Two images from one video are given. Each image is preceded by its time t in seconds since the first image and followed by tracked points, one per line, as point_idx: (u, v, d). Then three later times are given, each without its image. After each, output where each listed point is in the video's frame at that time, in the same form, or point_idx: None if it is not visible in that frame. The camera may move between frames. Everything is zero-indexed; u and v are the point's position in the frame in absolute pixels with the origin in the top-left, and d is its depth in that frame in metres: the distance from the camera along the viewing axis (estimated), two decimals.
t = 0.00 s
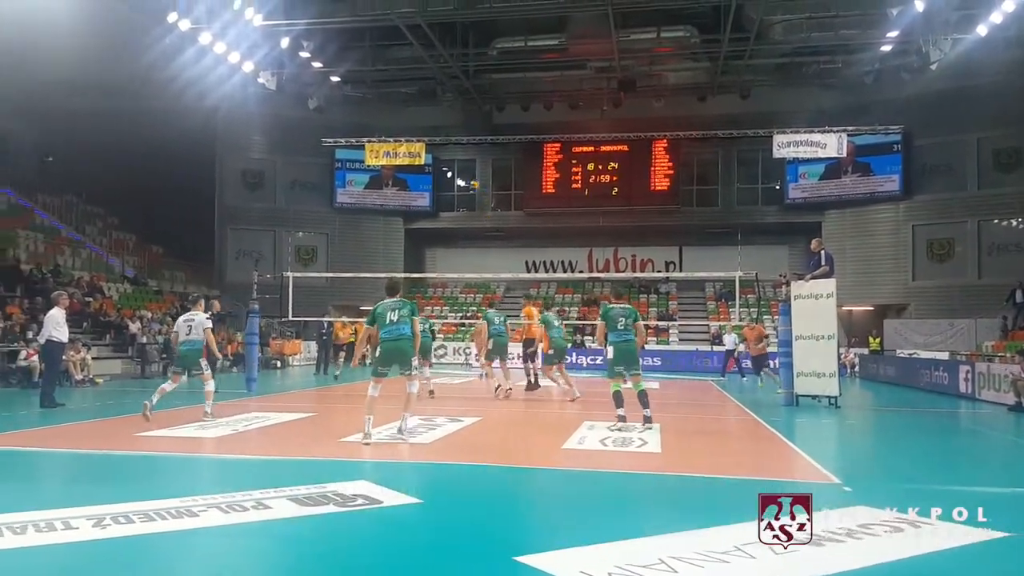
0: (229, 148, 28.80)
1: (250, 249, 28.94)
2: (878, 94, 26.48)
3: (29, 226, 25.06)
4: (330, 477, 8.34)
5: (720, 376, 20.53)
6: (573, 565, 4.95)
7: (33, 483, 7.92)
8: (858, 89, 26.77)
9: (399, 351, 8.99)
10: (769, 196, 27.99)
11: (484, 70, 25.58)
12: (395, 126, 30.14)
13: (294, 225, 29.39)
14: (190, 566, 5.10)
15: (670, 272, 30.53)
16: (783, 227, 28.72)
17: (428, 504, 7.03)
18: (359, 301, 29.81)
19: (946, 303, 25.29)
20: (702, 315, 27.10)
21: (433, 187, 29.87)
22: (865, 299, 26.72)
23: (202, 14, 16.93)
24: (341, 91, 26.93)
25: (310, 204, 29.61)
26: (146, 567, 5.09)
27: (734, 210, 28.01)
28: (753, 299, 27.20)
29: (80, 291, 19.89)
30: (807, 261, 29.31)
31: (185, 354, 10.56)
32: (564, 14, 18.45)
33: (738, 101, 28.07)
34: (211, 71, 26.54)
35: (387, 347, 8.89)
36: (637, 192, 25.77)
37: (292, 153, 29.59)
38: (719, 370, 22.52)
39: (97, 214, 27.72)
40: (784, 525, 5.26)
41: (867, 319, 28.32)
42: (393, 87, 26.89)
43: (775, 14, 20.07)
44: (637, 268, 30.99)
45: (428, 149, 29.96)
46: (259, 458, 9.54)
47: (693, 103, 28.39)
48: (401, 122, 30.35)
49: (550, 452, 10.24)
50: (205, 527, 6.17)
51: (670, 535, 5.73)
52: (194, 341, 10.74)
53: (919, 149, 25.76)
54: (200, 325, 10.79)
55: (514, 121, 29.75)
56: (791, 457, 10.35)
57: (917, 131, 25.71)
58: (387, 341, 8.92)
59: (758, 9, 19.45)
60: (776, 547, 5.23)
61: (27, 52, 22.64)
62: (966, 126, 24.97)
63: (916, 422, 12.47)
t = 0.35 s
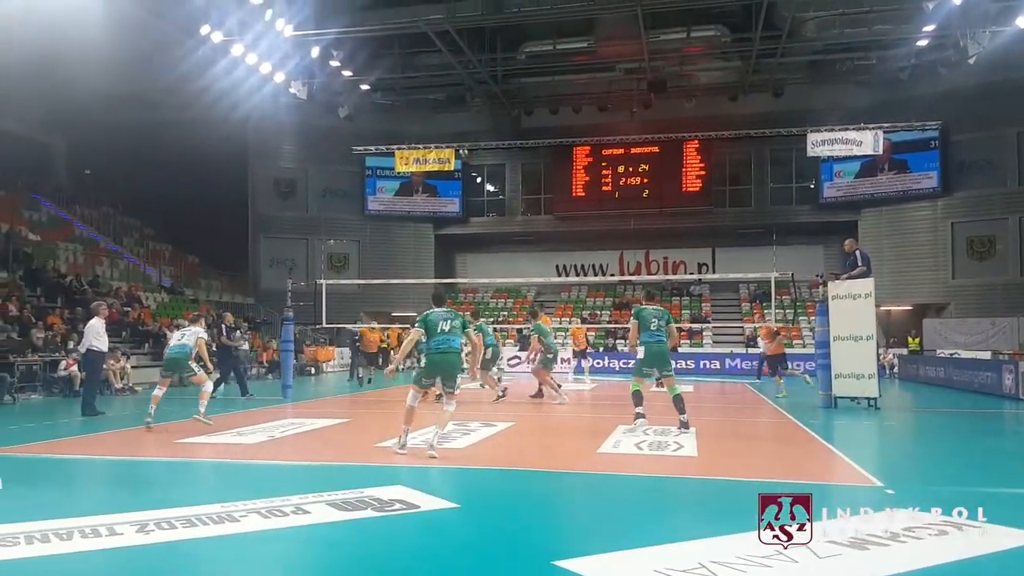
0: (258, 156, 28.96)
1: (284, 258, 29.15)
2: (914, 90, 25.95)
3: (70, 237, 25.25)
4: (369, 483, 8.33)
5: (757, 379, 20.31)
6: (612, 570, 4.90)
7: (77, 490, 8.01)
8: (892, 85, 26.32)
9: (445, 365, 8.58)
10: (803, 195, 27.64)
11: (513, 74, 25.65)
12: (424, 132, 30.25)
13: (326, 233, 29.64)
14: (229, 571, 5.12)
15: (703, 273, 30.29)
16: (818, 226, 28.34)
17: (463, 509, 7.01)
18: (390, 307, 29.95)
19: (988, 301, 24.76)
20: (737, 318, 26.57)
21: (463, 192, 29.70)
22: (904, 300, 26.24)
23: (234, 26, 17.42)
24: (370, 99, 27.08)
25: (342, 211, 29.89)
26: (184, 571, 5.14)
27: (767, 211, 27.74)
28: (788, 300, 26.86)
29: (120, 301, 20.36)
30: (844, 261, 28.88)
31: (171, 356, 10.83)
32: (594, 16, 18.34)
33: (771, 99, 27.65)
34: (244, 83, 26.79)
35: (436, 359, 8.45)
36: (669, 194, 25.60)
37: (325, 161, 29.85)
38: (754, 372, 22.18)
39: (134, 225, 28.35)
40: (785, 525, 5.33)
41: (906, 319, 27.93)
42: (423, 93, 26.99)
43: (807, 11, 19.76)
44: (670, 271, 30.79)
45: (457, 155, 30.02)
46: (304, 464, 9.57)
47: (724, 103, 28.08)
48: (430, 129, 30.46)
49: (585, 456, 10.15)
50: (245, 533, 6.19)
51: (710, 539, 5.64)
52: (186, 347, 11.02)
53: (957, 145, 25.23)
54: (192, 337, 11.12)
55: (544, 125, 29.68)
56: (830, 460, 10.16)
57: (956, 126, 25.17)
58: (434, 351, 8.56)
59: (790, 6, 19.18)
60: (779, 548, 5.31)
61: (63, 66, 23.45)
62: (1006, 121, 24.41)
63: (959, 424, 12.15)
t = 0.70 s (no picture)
0: (291, 161, 29.30)
1: (314, 261, 29.37)
2: (947, 92, 25.67)
3: (104, 241, 25.48)
4: (397, 485, 8.34)
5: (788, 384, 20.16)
6: None
7: (107, 491, 8.01)
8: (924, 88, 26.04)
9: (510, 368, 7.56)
10: (835, 199, 27.37)
11: (542, 78, 25.80)
12: (452, 137, 30.35)
13: (355, 236, 29.75)
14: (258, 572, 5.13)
15: (733, 277, 30.09)
16: (850, 231, 28.04)
17: (489, 512, 7.02)
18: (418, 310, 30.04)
19: None
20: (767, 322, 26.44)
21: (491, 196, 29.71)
22: (938, 304, 26.02)
23: (267, 31, 17.64)
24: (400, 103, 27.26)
25: (372, 215, 30.01)
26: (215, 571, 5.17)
27: (798, 215, 27.49)
28: (820, 305, 26.57)
29: (152, 303, 20.47)
30: (876, 266, 28.53)
31: (175, 382, 10.80)
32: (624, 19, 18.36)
33: (802, 102, 27.45)
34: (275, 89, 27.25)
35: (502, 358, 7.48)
36: (699, 196, 25.46)
37: (355, 165, 29.97)
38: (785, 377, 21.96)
39: (166, 229, 28.60)
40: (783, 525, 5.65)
41: (940, 324, 27.51)
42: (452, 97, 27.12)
43: (840, 13, 19.60)
44: (698, 275, 30.64)
45: (485, 159, 30.09)
46: (335, 466, 9.62)
47: (755, 106, 27.87)
48: (458, 133, 30.55)
49: (615, 461, 10.13)
50: (272, 535, 6.19)
51: (737, 547, 5.58)
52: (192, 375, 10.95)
53: (991, 149, 24.88)
54: (199, 368, 11.05)
55: (572, 129, 29.70)
56: (858, 467, 10.04)
57: (991, 129, 24.82)
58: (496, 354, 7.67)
59: (823, 8, 19.03)
60: (776, 545, 5.58)
61: (98, 71, 24.10)
62: None
63: (999, 431, 11.96)
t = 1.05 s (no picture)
0: (298, 161, 29.65)
1: (320, 261, 29.51)
2: (954, 98, 25.60)
3: (111, 240, 25.83)
4: (400, 486, 8.35)
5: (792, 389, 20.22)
6: None
7: (111, 491, 8.01)
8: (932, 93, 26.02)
9: (563, 386, 6.87)
10: (842, 204, 27.33)
11: (549, 81, 25.76)
12: (459, 139, 30.32)
13: (360, 237, 29.88)
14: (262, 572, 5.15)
15: (739, 282, 30.08)
16: (857, 236, 28.01)
17: (493, 513, 7.04)
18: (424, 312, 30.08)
19: None
20: (772, 327, 26.54)
21: (497, 198, 29.72)
22: (942, 311, 25.96)
23: (273, 32, 17.76)
24: (406, 104, 27.26)
25: (377, 216, 30.07)
26: (221, 571, 5.19)
27: (805, 219, 27.50)
28: (825, 311, 26.57)
29: (158, 303, 20.55)
30: (882, 272, 28.51)
31: (185, 377, 10.89)
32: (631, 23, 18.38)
33: (810, 107, 27.42)
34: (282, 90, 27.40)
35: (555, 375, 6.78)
36: (705, 200, 25.34)
37: (362, 167, 30.13)
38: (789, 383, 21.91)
39: (172, 229, 29.00)
40: (787, 525, 5.67)
41: (945, 331, 27.51)
42: (460, 100, 27.16)
43: (848, 18, 19.57)
44: (704, 279, 30.65)
45: (493, 161, 30.07)
46: (340, 467, 9.66)
47: (762, 110, 27.84)
48: (465, 134, 30.54)
49: (619, 463, 10.15)
50: (276, 535, 6.21)
51: (740, 551, 5.59)
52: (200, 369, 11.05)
53: (999, 155, 24.84)
54: (207, 361, 11.17)
55: (579, 132, 29.69)
56: (861, 473, 10.00)
57: (1000, 136, 24.76)
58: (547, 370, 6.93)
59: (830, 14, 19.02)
60: (777, 546, 5.65)
61: (106, 71, 23.84)
62: None
63: (1002, 437, 11.97)
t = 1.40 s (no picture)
0: (303, 159, 29.93)
1: (322, 261, 29.76)
2: (956, 101, 25.67)
3: (113, 237, 25.79)
4: (402, 487, 8.33)
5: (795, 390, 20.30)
6: None
7: (113, 491, 7.96)
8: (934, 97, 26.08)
9: (588, 387, 6.87)
10: (844, 207, 27.40)
11: (552, 81, 25.78)
12: (461, 139, 30.28)
13: (363, 237, 29.94)
14: (264, 572, 5.14)
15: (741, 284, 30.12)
16: (859, 239, 28.06)
17: (494, 514, 7.03)
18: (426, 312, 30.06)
19: None
20: (774, 328, 26.63)
21: (500, 199, 29.59)
22: (944, 313, 26.07)
23: (277, 30, 17.66)
24: (409, 104, 27.22)
25: (380, 216, 30.02)
26: (221, 570, 5.17)
27: (807, 222, 27.54)
28: (827, 313, 26.62)
29: (159, 301, 20.44)
30: (884, 275, 28.58)
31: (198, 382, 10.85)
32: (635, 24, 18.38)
33: (813, 110, 27.45)
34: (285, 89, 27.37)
35: (577, 377, 6.81)
36: (709, 203, 25.46)
37: (364, 166, 30.08)
38: (790, 384, 21.98)
39: (173, 227, 28.64)
40: (787, 525, 5.70)
41: (946, 333, 27.64)
42: (463, 100, 27.13)
43: (853, 21, 19.60)
44: (706, 281, 30.68)
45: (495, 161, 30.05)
46: (344, 466, 9.70)
47: (766, 112, 27.87)
48: (468, 134, 30.49)
49: (619, 464, 10.17)
50: (278, 534, 6.19)
51: (740, 551, 5.60)
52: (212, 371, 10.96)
53: (1001, 158, 24.92)
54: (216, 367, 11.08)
55: (582, 133, 29.68)
56: (862, 474, 10.06)
57: (1002, 139, 24.84)
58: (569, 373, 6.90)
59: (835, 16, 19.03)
60: (777, 546, 5.67)
61: (109, 69, 23.66)
62: None
63: (1005, 440, 11.99)
